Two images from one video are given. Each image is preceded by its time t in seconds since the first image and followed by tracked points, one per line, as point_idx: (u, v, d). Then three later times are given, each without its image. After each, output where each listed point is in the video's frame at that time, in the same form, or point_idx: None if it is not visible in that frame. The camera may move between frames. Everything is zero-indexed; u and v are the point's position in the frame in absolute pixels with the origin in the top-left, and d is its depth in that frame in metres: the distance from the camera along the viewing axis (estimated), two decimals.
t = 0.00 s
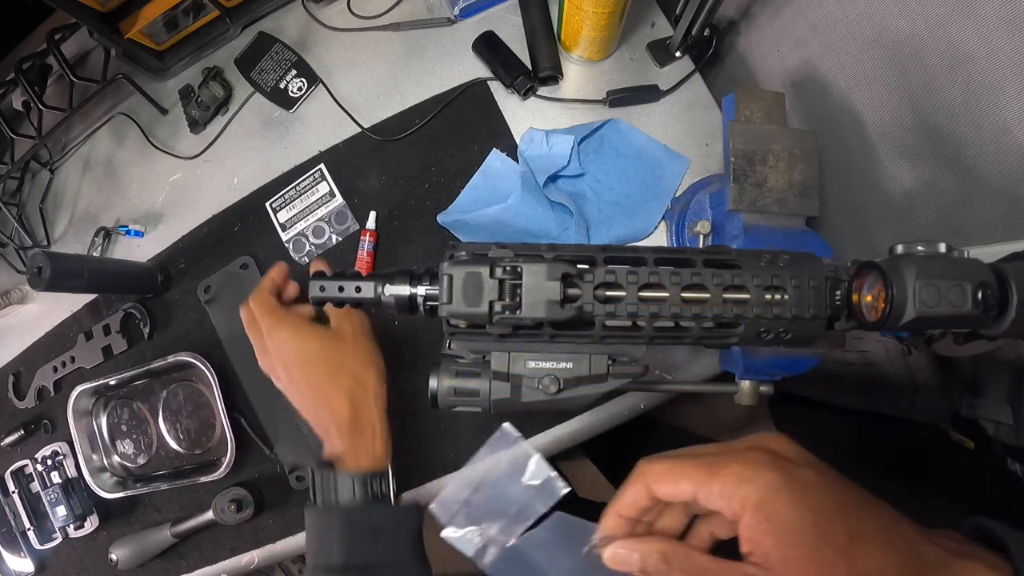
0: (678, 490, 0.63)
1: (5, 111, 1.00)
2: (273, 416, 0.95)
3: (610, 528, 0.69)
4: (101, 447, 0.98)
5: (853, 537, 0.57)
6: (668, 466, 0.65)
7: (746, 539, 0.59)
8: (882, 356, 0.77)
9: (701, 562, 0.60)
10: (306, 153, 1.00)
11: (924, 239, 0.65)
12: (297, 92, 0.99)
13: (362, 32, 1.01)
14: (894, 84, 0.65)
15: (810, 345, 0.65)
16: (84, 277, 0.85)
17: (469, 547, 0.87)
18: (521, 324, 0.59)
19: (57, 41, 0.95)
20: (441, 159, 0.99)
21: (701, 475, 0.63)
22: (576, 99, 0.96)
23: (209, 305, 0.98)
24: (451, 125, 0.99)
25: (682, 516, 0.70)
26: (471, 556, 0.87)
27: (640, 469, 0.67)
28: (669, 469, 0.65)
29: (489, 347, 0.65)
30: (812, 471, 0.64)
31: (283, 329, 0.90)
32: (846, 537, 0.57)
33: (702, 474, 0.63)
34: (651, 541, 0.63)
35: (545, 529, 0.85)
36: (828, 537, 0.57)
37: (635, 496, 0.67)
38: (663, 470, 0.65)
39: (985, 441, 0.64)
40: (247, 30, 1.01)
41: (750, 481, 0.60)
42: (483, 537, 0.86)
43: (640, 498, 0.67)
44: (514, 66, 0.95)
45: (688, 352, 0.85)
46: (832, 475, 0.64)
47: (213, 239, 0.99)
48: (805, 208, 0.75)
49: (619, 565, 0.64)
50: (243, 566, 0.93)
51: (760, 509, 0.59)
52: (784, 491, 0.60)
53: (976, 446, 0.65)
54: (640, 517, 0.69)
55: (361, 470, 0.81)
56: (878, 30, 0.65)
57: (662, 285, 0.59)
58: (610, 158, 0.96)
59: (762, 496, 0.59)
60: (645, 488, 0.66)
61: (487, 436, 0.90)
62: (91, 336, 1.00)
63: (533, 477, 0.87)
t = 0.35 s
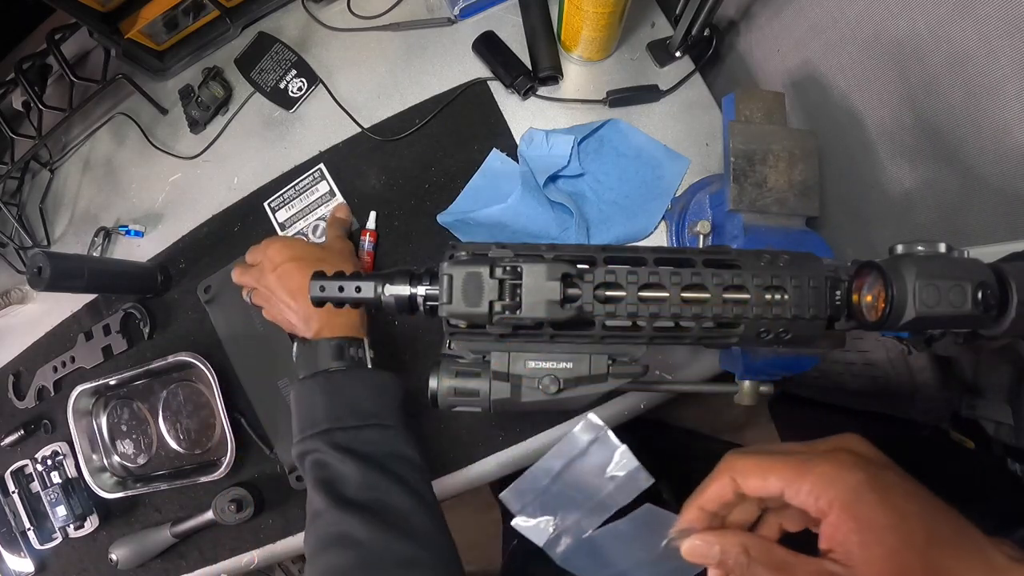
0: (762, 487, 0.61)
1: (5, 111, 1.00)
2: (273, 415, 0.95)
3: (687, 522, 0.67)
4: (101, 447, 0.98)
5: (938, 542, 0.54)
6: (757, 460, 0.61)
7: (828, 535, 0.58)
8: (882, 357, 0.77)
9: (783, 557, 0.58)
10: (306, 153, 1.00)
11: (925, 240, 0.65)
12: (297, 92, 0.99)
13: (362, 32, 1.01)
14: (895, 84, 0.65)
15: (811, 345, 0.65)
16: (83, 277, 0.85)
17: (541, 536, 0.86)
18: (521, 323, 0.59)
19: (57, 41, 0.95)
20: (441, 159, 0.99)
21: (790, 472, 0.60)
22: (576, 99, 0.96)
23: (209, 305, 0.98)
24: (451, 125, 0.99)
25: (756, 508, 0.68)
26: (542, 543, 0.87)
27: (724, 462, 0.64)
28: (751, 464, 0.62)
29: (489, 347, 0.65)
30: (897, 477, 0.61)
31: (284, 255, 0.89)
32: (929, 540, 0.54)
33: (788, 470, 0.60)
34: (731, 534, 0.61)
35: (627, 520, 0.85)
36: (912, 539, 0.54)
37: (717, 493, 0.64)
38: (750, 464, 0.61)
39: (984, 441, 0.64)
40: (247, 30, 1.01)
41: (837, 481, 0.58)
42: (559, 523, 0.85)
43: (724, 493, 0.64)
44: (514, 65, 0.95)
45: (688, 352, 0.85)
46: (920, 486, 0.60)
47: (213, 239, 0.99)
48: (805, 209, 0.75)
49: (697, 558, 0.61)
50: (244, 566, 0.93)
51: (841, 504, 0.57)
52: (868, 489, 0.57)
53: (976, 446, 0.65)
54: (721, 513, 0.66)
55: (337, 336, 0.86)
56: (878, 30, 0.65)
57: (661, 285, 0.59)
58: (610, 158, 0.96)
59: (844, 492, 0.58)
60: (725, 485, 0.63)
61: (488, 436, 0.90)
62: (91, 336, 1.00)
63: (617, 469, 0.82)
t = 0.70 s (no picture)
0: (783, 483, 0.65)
1: (5, 111, 1.00)
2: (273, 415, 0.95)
3: (709, 530, 0.70)
4: (101, 447, 0.98)
5: (956, 534, 0.59)
6: (773, 460, 0.66)
7: (844, 535, 0.62)
8: (883, 357, 0.77)
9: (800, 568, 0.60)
10: (306, 153, 1.00)
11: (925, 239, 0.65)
12: (297, 92, 0.99)
13: (362, 32, 1.01)
14: (895, 85, 0.65)
15: (811, 345, 0.65)
16: (83, 277, 0.85)
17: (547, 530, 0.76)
18: (521, 323, 0.59)
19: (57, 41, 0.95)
20: (441, 159, 0.99)
21: (805, 472, 0.64)
22: (576, 99, 0.96)
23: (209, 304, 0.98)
24: (451, 126, 0.99)
25: (765, 504, 0.72)
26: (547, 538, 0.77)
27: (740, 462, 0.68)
28: (770, 464, 0.66)
29: (489, 347, 0.65)
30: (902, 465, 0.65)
31: (191, 361, 0.72)
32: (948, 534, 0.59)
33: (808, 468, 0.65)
34: (743, 547, 0.64)
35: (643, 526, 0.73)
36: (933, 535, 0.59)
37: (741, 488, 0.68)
38: (767, 464, 0.66)
39: (984, 441, 0.64)
40: (247, 30, 1.01)
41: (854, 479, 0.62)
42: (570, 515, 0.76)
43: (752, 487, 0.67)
44: (514, 66, 0.95)
45: (688, 352, 0.85)
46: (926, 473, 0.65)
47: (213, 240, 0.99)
48: (805, 208, 0.75)
49: (710, 571, 0.65)
50: (244, 567, 0.93)
51: (861, 503, 0.61)
52: (892, 491, 0.61)
53: (976, 446, 0.65)
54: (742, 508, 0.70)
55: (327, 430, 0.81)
56: (878, 31, 0.65)
57: (661, 285, 0.59)
58: (611, 158, 0.96)
59: (865, 490, 0.62)
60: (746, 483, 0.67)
61: (488, 437, 0.90)
62: (91, 336, 1.00)
63: (640, 470, 0.75)
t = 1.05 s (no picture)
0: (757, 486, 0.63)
1: (5, 111, 1.00)
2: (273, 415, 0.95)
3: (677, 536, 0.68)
4: (101, 447, 0.98)
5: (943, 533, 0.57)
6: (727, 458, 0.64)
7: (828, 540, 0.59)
8: (883, 357, 0.77)
9: None
10: (305, 153, 1.00)
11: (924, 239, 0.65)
12: (297, 92, 0.99)
13: (362, 32, 1.01)
14: (895, 85, 0.65)
15: (811, 345, 0.65)
16: (84, 277, 0.85)
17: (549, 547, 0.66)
18: (521, 323, 0.59)
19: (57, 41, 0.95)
20: (441, 159, 0.99)
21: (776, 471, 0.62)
22: (576, 99, 0.96)
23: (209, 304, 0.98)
24: (451, 126, 0.99)
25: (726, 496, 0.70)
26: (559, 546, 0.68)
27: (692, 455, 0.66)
28: (740, 467, 0.64)
29: (489, 347, 0.65)
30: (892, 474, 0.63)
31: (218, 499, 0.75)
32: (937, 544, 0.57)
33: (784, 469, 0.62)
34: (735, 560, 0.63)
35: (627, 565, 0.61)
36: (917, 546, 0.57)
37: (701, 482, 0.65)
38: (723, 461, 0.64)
39: (984, 440, 0.64)
40: (247, 30, 1.01)
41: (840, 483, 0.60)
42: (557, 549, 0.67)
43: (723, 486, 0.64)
44: (514, 65, 0.95)
45: (688, 352, 0.85)
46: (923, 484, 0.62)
47: (213, 240, 0.99)
48: (805, 208, 0.75)
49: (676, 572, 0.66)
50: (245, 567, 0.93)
51: (848, 514, 0.59)
52: (876, 499, 0.59)
53: (975, 446, 0.65)
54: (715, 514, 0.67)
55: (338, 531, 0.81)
56: (878, 31, 0.65)
57: (661, 285, 0.59)
58: (610, 158, 0.96)
59: (847, 499, 0.59)
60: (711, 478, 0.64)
61: (488, 436, 0.90)
62: (91, 336, 1.00)
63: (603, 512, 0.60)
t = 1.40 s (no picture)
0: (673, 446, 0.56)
1: (5, 111, 1.00)
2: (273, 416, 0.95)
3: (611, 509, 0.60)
4: (101, 447, 0.98)
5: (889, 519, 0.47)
6: (659, 412, 0.57)
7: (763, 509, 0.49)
8: (883, 357, 0.77)
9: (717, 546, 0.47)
10: (305, 153, 1.00)
11: (925, 239, 0.65)
12: (297, 92, 0.99)
13: (362, 33, 1.01)
14: (895, 84, 0.65)
15: (811, 344, 0.65)
16: (83, 277, 0.85)
17: None
18: (521, 324, 0.59)
19: (57, 41, 0.95)
20: (441, 159, 0.99)
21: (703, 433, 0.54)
22: (576, 99, 0.96)
23: (209, 304, 0.98)
24: (451, 126, 0.99)
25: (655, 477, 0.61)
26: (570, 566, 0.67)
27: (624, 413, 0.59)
28: (669, 418, 0.56)
29: (489, 347, 0.65)
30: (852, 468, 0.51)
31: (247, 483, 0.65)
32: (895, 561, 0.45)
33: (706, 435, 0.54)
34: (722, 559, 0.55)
35: None
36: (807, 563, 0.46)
37: (625, 445, 0.59)
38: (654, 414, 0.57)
39: (984, 441, 0.64)
40: (247, 30, 1.01)
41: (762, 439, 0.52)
42: None
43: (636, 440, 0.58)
44: (514, 65, 0.95)
45: (688, 352, 0.86)
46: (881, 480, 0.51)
47: (213, 239, 0.99)
48: (805, 208, 0.75)
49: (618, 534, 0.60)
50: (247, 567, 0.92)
51: (776, 476, 0.49)
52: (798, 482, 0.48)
53: (976, 446, 0.65)
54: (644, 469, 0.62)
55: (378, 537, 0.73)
56: (878, 30, 0.65)
57: (662, 285, 0.59)
58: (610, 158, 0.96)
59: (778, 464, 0.50)
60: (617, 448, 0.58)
61: (488, 436, 0.90)
62: (91, 336, 1.00)
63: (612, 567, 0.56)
